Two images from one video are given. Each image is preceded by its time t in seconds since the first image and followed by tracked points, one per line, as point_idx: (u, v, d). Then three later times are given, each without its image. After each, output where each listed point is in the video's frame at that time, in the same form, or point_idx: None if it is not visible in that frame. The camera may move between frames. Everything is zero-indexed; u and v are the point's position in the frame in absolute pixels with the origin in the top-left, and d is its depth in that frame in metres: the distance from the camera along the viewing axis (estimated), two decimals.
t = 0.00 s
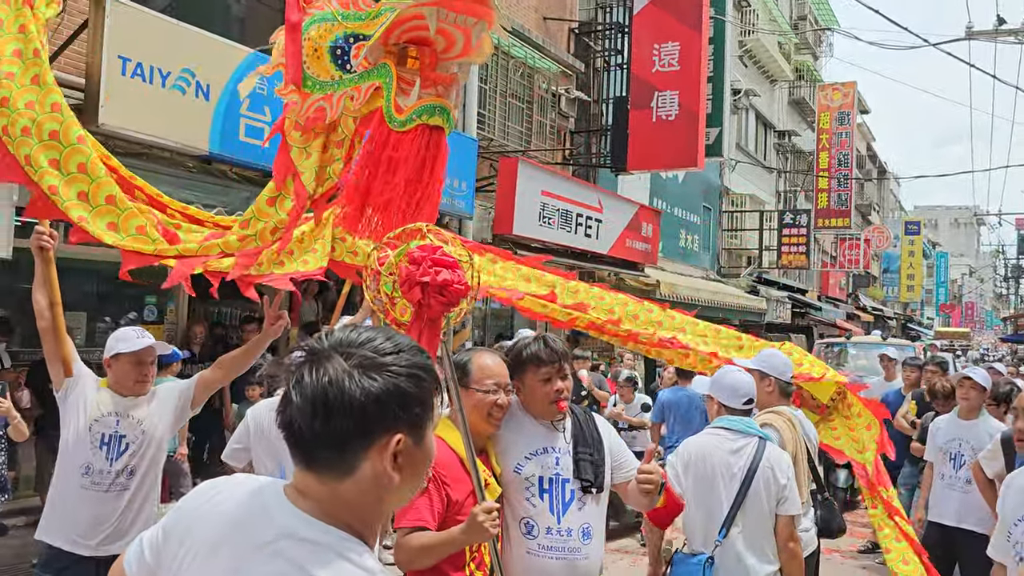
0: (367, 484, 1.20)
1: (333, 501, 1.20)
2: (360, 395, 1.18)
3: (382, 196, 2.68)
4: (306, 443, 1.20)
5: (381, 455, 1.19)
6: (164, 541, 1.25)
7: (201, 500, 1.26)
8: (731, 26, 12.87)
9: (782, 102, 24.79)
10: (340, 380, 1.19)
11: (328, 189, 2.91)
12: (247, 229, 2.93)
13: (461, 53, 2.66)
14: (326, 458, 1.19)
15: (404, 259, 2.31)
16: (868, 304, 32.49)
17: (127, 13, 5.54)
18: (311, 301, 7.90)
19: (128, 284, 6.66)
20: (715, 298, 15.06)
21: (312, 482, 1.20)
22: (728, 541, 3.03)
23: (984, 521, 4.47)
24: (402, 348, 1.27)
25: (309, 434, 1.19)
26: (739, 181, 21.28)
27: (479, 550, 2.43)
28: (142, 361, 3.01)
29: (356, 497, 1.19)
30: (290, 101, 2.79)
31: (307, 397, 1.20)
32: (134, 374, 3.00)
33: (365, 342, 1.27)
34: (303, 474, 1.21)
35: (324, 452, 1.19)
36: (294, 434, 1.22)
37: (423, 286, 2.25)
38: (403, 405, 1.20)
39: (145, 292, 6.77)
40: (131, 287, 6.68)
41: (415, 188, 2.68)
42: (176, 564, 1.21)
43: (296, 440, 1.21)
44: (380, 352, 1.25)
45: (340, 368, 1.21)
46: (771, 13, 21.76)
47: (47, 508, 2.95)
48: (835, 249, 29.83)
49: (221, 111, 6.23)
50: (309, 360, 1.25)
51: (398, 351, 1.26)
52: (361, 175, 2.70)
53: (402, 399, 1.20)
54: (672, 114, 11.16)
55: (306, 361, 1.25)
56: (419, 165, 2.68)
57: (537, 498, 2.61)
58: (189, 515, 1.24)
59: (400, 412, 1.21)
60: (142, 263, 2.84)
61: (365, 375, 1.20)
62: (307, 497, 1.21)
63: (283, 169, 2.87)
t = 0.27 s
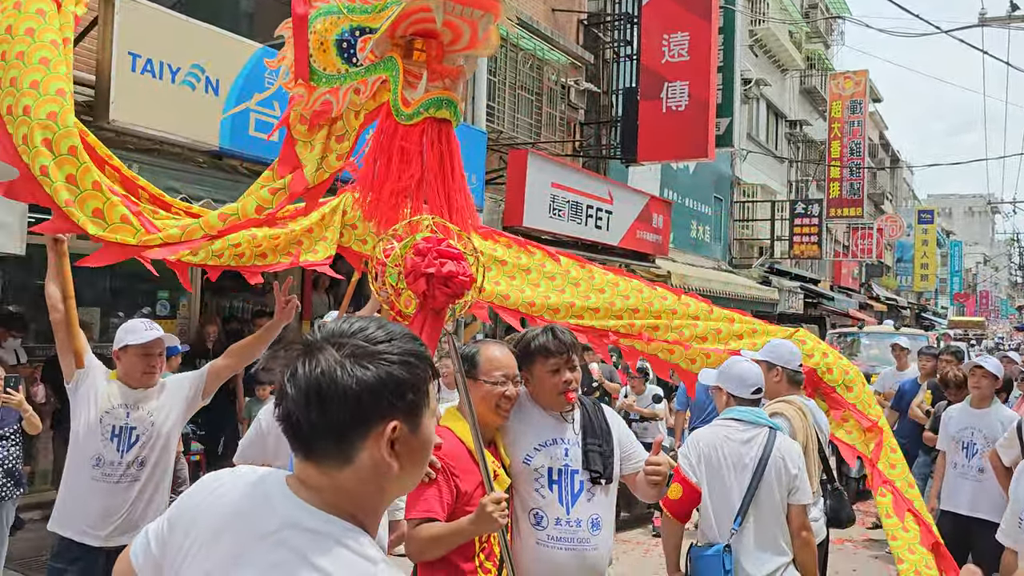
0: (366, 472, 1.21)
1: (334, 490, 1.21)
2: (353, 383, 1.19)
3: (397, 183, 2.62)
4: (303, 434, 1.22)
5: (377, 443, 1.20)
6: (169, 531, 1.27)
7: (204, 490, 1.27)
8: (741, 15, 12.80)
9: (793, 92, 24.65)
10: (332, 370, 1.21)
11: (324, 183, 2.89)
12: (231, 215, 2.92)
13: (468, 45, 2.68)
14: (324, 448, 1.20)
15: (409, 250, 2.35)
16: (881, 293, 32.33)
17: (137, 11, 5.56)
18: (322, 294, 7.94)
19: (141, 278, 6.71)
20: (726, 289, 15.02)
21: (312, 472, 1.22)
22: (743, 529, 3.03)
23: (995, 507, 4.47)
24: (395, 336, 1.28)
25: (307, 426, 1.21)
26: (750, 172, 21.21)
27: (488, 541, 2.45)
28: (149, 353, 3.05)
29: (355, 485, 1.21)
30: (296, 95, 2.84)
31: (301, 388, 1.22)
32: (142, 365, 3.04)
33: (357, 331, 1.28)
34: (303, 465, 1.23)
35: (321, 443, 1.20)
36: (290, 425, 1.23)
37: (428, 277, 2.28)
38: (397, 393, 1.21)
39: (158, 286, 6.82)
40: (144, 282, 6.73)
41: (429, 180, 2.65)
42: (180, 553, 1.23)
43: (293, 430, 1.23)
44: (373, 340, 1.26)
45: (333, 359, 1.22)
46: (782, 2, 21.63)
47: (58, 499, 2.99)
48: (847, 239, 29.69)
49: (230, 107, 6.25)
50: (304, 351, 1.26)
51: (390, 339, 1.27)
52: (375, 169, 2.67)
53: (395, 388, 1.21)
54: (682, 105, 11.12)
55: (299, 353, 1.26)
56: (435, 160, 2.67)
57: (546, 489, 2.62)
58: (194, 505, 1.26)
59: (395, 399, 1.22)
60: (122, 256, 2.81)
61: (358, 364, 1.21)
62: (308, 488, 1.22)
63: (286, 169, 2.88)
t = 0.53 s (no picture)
0: (359, 461, 1.22)
1: (328, 478, 1.22)
2: (346, 372, 1.20)
3: (401, 171, 2.63)
4: (299, 424, 1.23)
5: (370, 433, 1.21)
6: (170, 523, 1.29)
7: (204, 482, 1.29)
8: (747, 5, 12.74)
9: (801, 82, 24.53)
10: (325, 359, 1.22)
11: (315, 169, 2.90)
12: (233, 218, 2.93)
13: (467, 38, 2.75)
14: (318, 435, 1.21)
15: (422, 242, 2.33)
16: (891, 284, 32.21)
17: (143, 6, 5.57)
18: (329, 288, 7.95)
19: (150, 273, 6.74)
20: (734, 280, 14.98)
21: (307, 460, 1.23)
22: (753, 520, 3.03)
23: (1003, 498, 4.46)
24: (391, 327, 1.30)
25: (301, 413, 1.22)
26: (758, 162, 21.14)
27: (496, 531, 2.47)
28: (154, 347, 3.06)
29: (349, 473, 1.22)
30: (295, 90, 2.84)
31: (296, 376, 1.23)
32: (147, 359, 3.05)
33: (354, 321, 1.29)
34: (300, 455, 1.24)
35: (316, 432, 1.22)
36: (286, 414, 1.25)
37: (441, 271, 2.27)
38: (391, 382, 1.22)
39: (166, 280, 6.85)
40: (152, 276, 6.76)
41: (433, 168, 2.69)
42: (180, 545, 1.25)
43: (289, 420, 1.25)
44: (368, 330, 1.27)
45: (328, 347, 1.23)
46: None
47: (65, 492, 3.01)
48: (856, 229, 29.57)
49: (236, 101, 6.27)
50: (300, 340, 1.28)
51: (386, 330, 1.28)
52: (379, 162, 2.70)
53: (389, 376, 1.22)
54: (688, 96, 11.08)
55: (296, 342, 1.28)
56: (440, 151, 2.72)
57: (552, 480, 2.63)
58: (193, 497, 1.28)
59: (389, 389, 1.22)
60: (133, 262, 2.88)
61: (352, 353, 1.23)
62: (303, 477, 1.23)
63: (282, 166, 2.86)
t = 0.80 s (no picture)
0: (353, 454, 1.23)
1: (321, 470, 1.23)
2: (343, 364, 1.21)
3: (394, 169, 2.67)
4: (295, 412, 1.24)
5: (364, 427, 1.22)
6: (165, 519, 1.30)
7: (198, 480, 1.30)
8: None
9: (805, 76, 24.47)
10: (325, 350, 1.23)
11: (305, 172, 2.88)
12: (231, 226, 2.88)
13: (460, 33, 2.73)
14: (314, 426, 1.22)
15: (431, 238, 2.32)
16: (896, 278, 32.15)
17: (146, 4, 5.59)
18: (333, 285, 7.97)
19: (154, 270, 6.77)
20: (739, 275, 14.98)
21: (302, 452, 1.24)
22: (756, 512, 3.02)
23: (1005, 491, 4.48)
24: (393, 324, 1.30)
25: (298, 403, 1.24)
26: (763, 157, 21.11)
27: (499, 526, 2.47)
28: (154, 346, 3.06)
29: (343, 466, 1.23)
30: (285, 88, 2.82)
31: (293, 365, 1.25)
32: (148, 358, 3.06)
33: (355, 316, 1.30)
34: (296, 446, 1.25)
35: (312, 423, 1.23)
36: (285, 402, 1.26)
37: (450, 267, 2.28)
38: (387, 378, 1.23)
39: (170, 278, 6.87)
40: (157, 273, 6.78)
41: (427, 167, 2.72)
42: (177, 540, 1.26)
43: (286, 408, 1.26)
44: (369, 325, 1.28)
45: (327, 338, 1.25)
46: None
47: (68, 489, 3.03)
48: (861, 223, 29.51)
49: (239, 99, 6.28)
50: (301, 330, 1.29)
51: (387, 326, 1.29)
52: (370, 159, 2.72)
53: (386, 372, 1.22)
54: (692, 91, 11.07)
55: (296, 332, 1.29)
56: (434, 146, 2.74)
57: (554, 475, 2.64)
58: (189, 493, 1.29)
59: (387, 385, 1.23)
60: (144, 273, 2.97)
61: (351, 346, 1.24)
62: (297, 469, 1.25)
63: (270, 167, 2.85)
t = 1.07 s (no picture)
0: (353, 459, 1.24)
1: (322, 474, 1.24)
2: (345, 368, 1.22)
3: (395, 181, 2.68)
4: (297, 417, 1.26)
5: (364, 432, 1.23)
6: (168, 522, 1.31)
7: (200, 483, 1.31)
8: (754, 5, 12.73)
9: (810, 81, 24.46)
10: (326, 355, 1.24)
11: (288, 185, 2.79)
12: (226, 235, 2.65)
13: (454, 37, 2.78)
14: (315, 431, 1.24)
15: (434, 240, 2.37)
16: (902, 283, 32.10)
17: (152, 12, 5.63)
18: (338, 291, 7.99)
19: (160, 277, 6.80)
20: (743, 280, 14.97)
21: (303, 456, 1.25)
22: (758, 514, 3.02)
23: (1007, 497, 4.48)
24: (394, 330, 1.31)
25: (299, 408, 1.25)
26: (767, 162, 21.11)
27: (503, 530, 2.48)
28: (161, 352, 3.09)
29: (342, 470, 1.24)
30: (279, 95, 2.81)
31: (296, 370, 1.26)
32: (154, 364, 3.08)
33: (357, 322, 1.31)
34: (297, 451, 1.26)
35: (312, 427, 1.24)
36: (287, 407, 1.27)
37: (455, 267, 2.33)
38: (388, 383, 1.24)
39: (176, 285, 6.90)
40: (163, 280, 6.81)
41: (426, 174, 2.71)
42: (179, 544, 1.27)
43: (288, 413, 1.27)
44: (370, 331, 1.29)
45: (329, 344, 1.26)
46: None
47: (73, 493, 3.05)
48: (866, 228, 29.47)
49: (244, 106, 6.31)
50: (304, 335, 1.30)
51: (389, 332, 1.30)
52: (373, 170, 2.74)
53: (387, 377, 1.23)
54: (696, 96, 11.09)
55: (298, 339, 1.31)
56: (433, 153, 2.73)
57: (557, 479, 2.65)
58: (192, 496, 1.30)
59: (387, 390, 1.24)
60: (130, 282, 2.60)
61: (352, 351, 1.25)
62: (298, 473, 1.26)
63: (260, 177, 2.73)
